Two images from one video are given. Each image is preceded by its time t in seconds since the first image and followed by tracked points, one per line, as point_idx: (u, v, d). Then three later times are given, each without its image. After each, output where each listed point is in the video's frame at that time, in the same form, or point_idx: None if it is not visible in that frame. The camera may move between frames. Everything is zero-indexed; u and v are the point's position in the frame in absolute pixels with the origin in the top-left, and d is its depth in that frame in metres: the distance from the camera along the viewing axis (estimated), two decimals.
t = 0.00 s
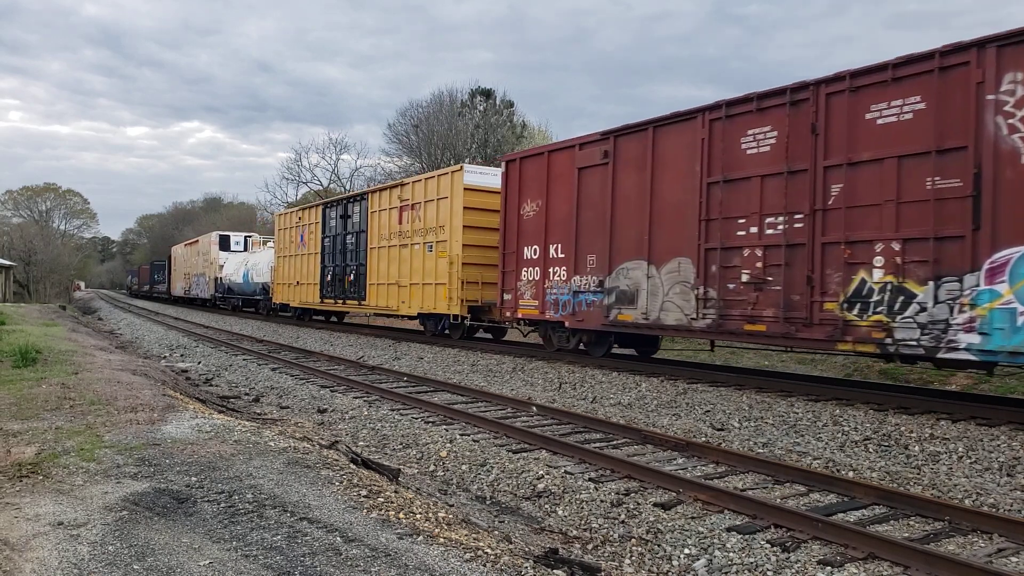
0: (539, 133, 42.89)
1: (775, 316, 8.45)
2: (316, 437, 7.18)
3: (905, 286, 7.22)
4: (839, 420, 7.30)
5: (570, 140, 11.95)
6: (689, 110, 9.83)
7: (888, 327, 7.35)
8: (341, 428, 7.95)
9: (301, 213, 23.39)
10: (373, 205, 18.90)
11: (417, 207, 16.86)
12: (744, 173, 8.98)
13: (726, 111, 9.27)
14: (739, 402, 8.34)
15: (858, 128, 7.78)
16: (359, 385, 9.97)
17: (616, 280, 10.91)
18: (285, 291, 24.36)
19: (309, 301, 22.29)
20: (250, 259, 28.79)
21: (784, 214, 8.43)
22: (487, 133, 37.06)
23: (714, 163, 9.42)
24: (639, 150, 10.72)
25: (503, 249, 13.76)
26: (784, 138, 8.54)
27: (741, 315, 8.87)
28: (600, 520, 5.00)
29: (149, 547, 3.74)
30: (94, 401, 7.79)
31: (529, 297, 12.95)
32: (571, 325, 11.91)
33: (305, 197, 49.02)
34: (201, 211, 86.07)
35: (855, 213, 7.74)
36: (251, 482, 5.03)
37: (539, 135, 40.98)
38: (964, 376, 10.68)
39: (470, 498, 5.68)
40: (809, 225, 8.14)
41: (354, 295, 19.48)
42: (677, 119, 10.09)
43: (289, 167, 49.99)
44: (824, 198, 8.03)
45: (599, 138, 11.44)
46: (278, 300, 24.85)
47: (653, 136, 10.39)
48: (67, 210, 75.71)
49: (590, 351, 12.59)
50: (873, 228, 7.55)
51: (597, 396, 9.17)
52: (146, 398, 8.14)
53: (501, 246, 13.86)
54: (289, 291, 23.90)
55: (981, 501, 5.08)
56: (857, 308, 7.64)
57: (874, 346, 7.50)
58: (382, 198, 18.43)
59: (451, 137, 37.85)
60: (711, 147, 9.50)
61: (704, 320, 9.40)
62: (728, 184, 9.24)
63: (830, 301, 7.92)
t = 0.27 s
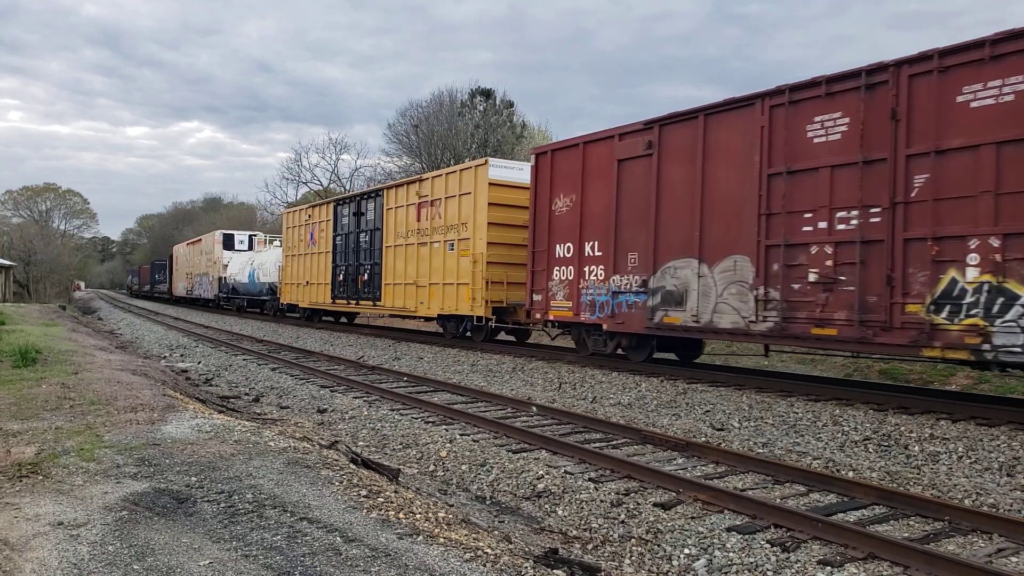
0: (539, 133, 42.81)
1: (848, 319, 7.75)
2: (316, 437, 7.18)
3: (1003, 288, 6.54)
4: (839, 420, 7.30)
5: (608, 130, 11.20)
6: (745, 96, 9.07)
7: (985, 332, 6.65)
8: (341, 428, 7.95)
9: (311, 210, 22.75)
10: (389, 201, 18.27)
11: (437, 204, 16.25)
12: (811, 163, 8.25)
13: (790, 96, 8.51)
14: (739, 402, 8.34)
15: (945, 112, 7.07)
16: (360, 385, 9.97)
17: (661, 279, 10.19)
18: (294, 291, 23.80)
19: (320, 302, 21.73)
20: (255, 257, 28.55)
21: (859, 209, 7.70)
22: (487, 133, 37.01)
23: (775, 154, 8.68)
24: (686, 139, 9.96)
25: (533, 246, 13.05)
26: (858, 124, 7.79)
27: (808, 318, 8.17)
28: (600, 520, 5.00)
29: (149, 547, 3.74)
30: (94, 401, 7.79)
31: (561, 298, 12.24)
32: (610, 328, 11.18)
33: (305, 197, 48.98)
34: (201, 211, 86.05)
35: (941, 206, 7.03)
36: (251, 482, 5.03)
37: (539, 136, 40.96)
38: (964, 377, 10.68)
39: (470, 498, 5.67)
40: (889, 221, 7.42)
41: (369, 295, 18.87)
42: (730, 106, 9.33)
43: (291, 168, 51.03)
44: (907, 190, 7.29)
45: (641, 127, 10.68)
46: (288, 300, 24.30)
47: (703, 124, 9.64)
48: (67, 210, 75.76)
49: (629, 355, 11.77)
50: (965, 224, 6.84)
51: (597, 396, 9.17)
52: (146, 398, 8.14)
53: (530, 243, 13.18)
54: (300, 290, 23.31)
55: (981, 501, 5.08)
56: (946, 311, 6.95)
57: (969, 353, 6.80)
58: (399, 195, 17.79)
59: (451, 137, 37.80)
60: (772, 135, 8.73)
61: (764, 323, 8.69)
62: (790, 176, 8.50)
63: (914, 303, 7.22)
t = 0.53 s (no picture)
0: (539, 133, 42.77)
1: (935, 324, 6.92)
2: (316, 437, 7.18)
3: None
4: (839, 420, 7.30)
5: (653, 118, 10.37)
6: (812, 79, 8.22)
7: None
8: (341, 428, 7.95)
9: (321, 208, 21.98)
10: (406, 198, 17.47)
11: (459, 200, 15.46)
12: (891, 151, 7.39)
13: (865, 78, 7.66)
14: (739, 402, 8.34)
15: None
16: (360, 385, 9.97)
17: (714, 279, 9.38)
18: (304, 291, 23.06)
19: (331, 303, 20.99)
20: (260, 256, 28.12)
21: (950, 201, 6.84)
22: (487, 133, 36.95)
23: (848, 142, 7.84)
24: (742, 129, 9.13)
25: (567, 244, 12.25)
26: (947, 108, 6.96)
27: (887, 322, 7.33)
28: (600, 520, 5.00)
29: (149, 547, 3.74)
30: (94, 401, 7.79)
31: (599, 299, 11.44)
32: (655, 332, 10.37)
33: (305, 197, 48.95)
34: (201, 211, 86.05)
35: None
36: (251, 482, 5.02)
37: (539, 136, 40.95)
38: (964, 376, 10.68)
39: (471, 498, 5.67)
40: (986, 216, 6.58)
41: (383, 294, 18.16)
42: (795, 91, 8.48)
43: (290, 168, 50.58)
44: (1007, 179, 6.46)
45: (690, 115, 9.84)
46: (297, 301, 23.56)
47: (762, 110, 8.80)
48: (67, 210, 75.73)
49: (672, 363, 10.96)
50: None
51: (597, 396, 9.17)
52: (146, 398, 8.14)
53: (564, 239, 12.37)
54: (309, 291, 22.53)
55: (981, 501, 5.08)
56: None
57: None
58: (417, 191, 17.01)
59: (451, 137, 37.78)
60: (844, 121, 7.89)
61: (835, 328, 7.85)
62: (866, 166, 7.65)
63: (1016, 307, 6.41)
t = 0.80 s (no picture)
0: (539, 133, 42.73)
1: None
2: (316, 437, 7.18)
3: None
4: (839, 420, 7.30)
5: (705, 105, 9.44)
6: (892, 59, 7.31)
7: None
8: (341, 428, 7.95)
9: (333, 205, 21.18)
10: (426, 193, 16.58)
11: (483, 195, 14.53)
12: (990, 136, 6.49)
13: (956, 57, 6.77)
14: (739, 402, 8.34)
15: None
16: (359, 385, 9.97)
17: (777, 278, 8.42)
18: (314, 291, 22.29)
19: (344, 303, 20.21)
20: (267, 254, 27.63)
21: None
22: (487, 132, 36.92)
23: (937, 128, 6.93)
24: (807, 115, 8.19)
25: (602, 242, 11.29)
26: None
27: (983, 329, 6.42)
28: (601, 520, 5.00)
29: (149, 547, 3.74)
30: (94, 401, 7.79)
31: (641, 300, 10.47)
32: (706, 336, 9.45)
33: (305, 197, 48.95)
34: (201, 211, 86.07)
35: None
36: (251, 482, 5.03)
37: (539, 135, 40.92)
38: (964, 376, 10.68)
39: (470, 498, 5.67)
40: None
41: (400, 295, 17.34)
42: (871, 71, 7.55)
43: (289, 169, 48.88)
44: None
45: (746, 101, 8.89)
46: (308, 301, 22.80)
47: (832, 94, 7.87)
48: (67, 210, 75.74)
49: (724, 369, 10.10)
50: None
51: (597, 397, 9.17)
52: (146, 398, 8.14)
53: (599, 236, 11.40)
54: (321, 291, 21.76)
55: (981, 501, 5.08)
56: None
57: None
58: (438, 186, 16.12)
59: (451, 137, 37.80)
60: (930, 105, 6.99)
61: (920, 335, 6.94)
62: (957, 154, 6.75)
63: None
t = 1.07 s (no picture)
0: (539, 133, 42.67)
1: None
2: (316, 437, 7.18)
3: None
4: (839, 420, 7.30)
5: (764, 90, 8.62)
6: (990, 34, 6.50)
7: None
8: (341, 428, 7.95)
9: (347, 201, 20.18)
10: (446, 190, 15.72)
11: (511, 191, 13.73)
12: None
13: None
14: (739, 402, 8.34)
15: None
16: (359, 385, 9.97)
17: (850, 278, 7.61)
18: (325, 291, 21.34)
19: (358, 304, 19.25)
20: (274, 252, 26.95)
21: None
22: (487, 132, 36.88)
23: None
24: (887, 98, 7.38)
25: (646, 238, 10.43)
26: None
27: None
28: (601, 520, 5.00)
29: (149, 547, 3.74)
30: (94, 401, 7.79)
31: (690, 302, 9.66)
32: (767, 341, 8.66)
33: (305, 197, 48.90)
34: (201, 211, 86.05)
35: None
36: (251, 482, 5.03)
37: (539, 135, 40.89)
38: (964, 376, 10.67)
39: (470, 498, 5.68)
40: None
41: (417, 296, 16.50)
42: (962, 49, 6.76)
43: (289, 169, 47.13)
44: None
45: (815, 85, 8.06)
46: (319, 302, 21.85)
47: (914, 77, 7.06)
48: (67, 210, 75.74)
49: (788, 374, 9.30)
50: None
51: (598, 397, 9.17)
52: (146, 398, 8.14)
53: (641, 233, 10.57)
54: (332, 292, 20.79)
55: (981, 501, 5.08)
56: None
57: None
58: (460, 181, 15.25)
59: (451, 137, 37.76)
60: None
61: None
62: None
63: None
